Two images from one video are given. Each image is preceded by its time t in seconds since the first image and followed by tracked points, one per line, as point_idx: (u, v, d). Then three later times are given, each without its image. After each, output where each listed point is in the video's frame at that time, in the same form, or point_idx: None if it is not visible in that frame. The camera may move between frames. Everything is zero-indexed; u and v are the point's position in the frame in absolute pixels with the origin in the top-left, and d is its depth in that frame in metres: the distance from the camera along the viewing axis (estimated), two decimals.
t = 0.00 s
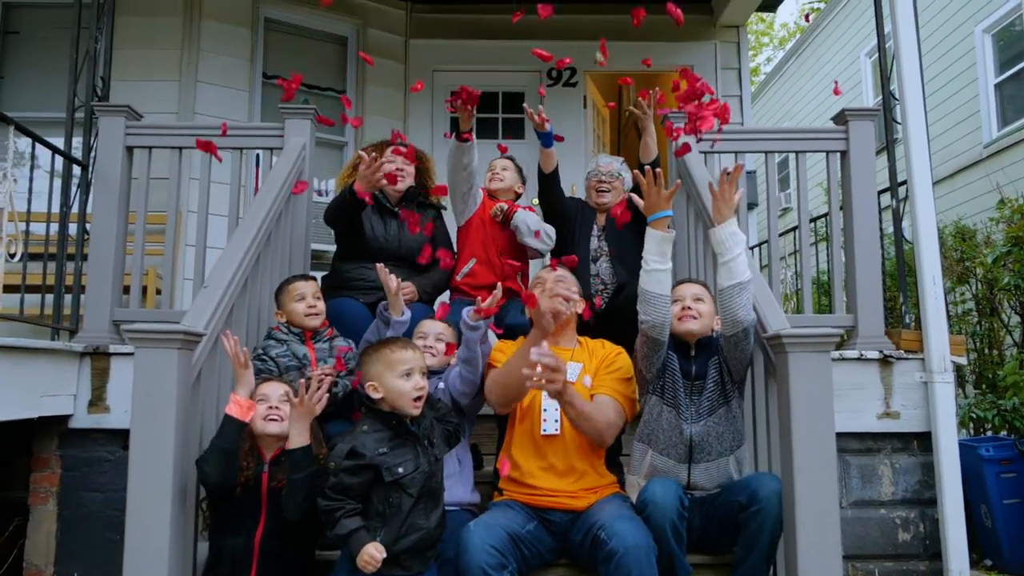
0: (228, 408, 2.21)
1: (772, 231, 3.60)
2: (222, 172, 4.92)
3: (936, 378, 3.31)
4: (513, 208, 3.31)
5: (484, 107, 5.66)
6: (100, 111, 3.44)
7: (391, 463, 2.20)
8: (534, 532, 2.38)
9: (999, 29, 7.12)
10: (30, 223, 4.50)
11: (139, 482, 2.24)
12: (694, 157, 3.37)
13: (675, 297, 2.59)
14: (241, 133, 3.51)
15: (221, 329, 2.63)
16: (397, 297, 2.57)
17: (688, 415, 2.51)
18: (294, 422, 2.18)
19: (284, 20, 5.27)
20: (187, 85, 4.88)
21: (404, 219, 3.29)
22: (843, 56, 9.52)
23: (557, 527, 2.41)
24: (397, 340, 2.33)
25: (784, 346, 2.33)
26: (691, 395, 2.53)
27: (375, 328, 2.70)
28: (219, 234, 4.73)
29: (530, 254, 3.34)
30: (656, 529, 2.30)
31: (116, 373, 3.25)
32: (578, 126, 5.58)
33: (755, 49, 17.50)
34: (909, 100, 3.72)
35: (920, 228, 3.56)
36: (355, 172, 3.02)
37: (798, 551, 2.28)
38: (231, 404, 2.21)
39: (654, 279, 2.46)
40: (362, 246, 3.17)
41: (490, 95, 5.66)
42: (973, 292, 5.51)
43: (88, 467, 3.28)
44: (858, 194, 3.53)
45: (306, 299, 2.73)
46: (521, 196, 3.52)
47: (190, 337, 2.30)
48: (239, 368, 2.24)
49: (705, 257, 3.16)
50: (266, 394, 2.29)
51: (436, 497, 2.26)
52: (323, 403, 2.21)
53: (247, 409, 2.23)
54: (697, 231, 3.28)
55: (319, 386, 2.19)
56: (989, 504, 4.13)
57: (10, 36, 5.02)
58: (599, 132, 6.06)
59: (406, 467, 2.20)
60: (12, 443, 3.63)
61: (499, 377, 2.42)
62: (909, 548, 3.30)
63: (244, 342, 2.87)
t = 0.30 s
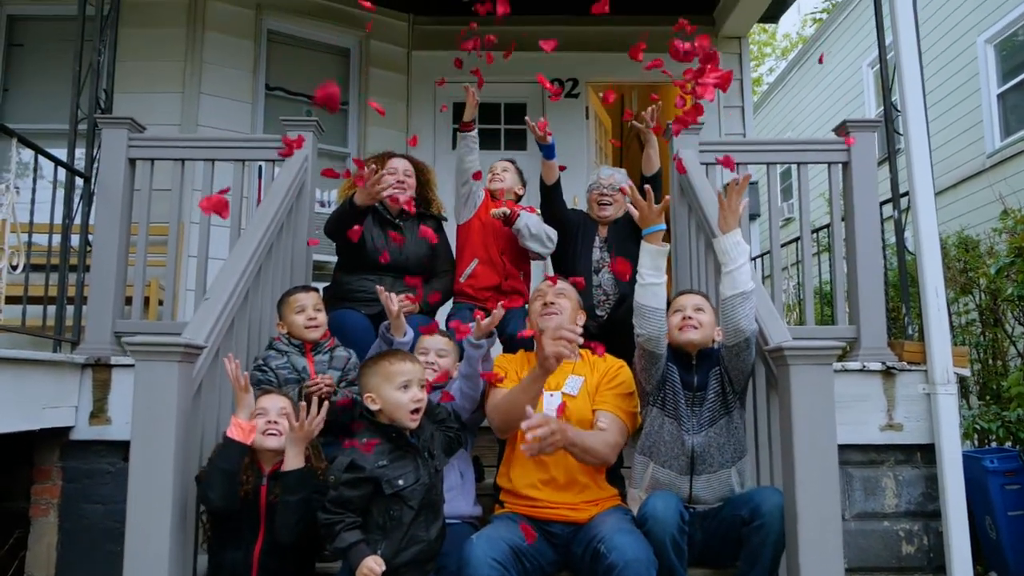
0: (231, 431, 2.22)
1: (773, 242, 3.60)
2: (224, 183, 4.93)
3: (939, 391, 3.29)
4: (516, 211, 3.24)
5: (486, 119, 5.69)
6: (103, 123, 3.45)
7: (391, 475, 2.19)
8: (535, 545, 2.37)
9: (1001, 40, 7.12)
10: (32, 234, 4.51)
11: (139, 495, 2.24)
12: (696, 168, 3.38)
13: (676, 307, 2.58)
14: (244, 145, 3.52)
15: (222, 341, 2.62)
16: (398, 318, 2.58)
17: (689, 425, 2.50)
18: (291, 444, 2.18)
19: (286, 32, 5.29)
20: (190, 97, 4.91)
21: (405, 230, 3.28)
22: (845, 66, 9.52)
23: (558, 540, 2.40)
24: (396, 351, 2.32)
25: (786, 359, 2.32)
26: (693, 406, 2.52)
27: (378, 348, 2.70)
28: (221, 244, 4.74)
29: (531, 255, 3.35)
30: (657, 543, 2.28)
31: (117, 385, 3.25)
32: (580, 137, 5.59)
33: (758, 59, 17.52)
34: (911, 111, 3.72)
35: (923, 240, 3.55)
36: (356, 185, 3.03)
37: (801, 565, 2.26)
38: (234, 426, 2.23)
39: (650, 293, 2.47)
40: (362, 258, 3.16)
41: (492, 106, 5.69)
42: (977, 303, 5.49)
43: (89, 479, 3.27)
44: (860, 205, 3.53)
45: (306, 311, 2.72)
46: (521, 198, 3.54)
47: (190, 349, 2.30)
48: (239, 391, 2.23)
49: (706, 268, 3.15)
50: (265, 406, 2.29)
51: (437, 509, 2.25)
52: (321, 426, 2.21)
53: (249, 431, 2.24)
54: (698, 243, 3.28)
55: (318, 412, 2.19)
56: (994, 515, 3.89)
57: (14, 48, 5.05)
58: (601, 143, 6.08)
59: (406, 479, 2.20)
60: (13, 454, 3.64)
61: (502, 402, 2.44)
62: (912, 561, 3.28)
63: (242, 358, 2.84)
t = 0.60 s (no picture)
0: (231, 457, 2.19)
1: (776, 251, 3.60)
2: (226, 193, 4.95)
3: (942, 401, 3.28)
4: (519, 215, 3.22)
5: (488, 128, 5.70)
6: (106, 134, 3.46)
7: (389, 486, 2.19)
8: (537, 556, 2.36)
9: (1003, 48, 7.11)
10: (35, 244, 4.52)
11: (139, 506, 2.24)
12: (699, 179, 3.37)
13: (676, 316, 2.58)
14: (245, 155, 3.53)
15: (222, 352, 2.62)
16: (399, 339, 2.59)
17: (691, 436, 2.49)
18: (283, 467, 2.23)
19: (289, 42, 5.31)
20: (193, 107, 4.93)
21: (405, 240, 3.26)
22: (848, 75, 9.53)
23: (559, 551, 2.39)
24: (393, 362, 2.32)
25: (787, 369, 2.31)
26: (695, 416, 2.51)
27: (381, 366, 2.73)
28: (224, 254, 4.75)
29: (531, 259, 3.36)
30: (658, 554, 2.27)
31: (118, 395, 3.25)
32: (582, 147, 5.60)
33: (760, 68, 17.55)
34: (912, 121, 3.72)
35: (925, 249, 3.55)
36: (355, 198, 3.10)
37: None
38: (234, 453, 2.20)
39: (645, 317, 2.45)
40: (363, 269, 3.16)
41: (494, 115, 5.70)
42: (980, 312, 5.48)
43: (90, 490, 3.27)
44: (863, 215, 3.53)
45: (306, 321, 2.70)
46: (521, 198, 3.60)
47: (190, 361, 2.30)
48: (239, 419, 2.17)
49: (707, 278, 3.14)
50: (265, 417, 2.28)
51: (436, 520, 2.24)
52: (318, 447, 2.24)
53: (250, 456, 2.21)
54: (699, 253, 3.28)
55: (311, 435, 2.20)
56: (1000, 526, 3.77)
57: (18, 58, 5.07)
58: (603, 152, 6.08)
59: (405, 490, 2.19)
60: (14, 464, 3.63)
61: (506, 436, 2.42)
62: (916, 571, 3.26)
63: (243, 367, 2.83)
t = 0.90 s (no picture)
0: (231, 485, 2.20)
1: (777, 260, 3.59)
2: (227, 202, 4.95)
3: (945, 411, 3.26)
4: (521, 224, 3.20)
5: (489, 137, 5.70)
6: (107, 144, 3.47)
7: (384, 497, 2.17)
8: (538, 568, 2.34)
9: (1004, 56, 7.11)
10: (35, 253, 4.53)
11: (137, 518, 2.23)
12: (699, 189, 3.37)
13: (675, 326, 2.57)
14: (246, 165, 3.53)
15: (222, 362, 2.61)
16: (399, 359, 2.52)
17: (692, 447, 2.48)
18: (274, 492, 2.20)
19: (291, 52, 5.33)
20: (194, 116, 4.94)
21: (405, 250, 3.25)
22: (849, 83, 9.53)
23: (559, 563, 2.38)
24: (391, 373, 2.32)
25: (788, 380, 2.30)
26: (695, 429, 2.50)
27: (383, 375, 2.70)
28: (224, 263, 4.75)
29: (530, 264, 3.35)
30: (658, 566, 2.26)
31: (118, 405, 3.25)
32: (584, 156, 5.60)
33: (761, 76, 17.59)
34: (912, 130, 3.72)
35: (926, 257, 3.54)
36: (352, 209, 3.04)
37: None
38: (233, 482, 2.21)
39: (640, 345, 2.47)
40: (363, 280, 3.16)
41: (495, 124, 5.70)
42: (983, 320, 5.47)
43: (90, 500, 3.26)
44: (863, 224, 3.53)
45: (304, 326, 2.72)
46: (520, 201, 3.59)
47: (189, 372, 2.29)
48: (238, 449, 2.20)
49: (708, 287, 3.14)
50: (261, 432, 2.27)
51: (434, 532, 2.23)
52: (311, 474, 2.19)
53: (250, 484, 2.22)
54: (699, 262, 3.27)
55: (303, 462, 2.15)
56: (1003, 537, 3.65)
57: (21, 68, 5.10)
58: (604, 161, 6.09)
59: (400, 501, 2.18)
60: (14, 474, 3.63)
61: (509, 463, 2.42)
62: None
63: (243, 375, 2.84)
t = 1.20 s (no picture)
0: (231, 515, 2.17)
1: (777, 269, 3.58)
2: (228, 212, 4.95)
3: (947, 421, 3.25)
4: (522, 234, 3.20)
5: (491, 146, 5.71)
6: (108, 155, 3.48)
7: (378, 509, 2.18)
8: None
9: (1005, 64, 7.11)
10: (36, 263, 4.53)
11: (135, 530, 2.22)
12: (700, 199, 3.36)
13: (676, 336, 2.56)
14: (247, 175, 3.53)
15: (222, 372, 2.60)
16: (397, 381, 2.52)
17: (693, 460, 2.46)
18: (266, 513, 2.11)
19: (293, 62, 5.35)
20: (196, 126, 4.96)
21: (405, 260, 3.24)
22: (851, 91, 9.54)
23: None
24: (388, 385, 2.29)
25: (789, 391, 2.29)
26: (696, 442, 2.47)
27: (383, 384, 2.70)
28: (225, 272, 4.76)
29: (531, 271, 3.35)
30: None
31: (118, 416, 3.24)
32: (585, 165, 5.61)
33: (763, 84, 17.63)
34: (913, 139, 3.71)
35: (928, 267, 3.52)
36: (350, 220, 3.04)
37: None
38: (232, 512, 2.18)
39: (640, 377, 2.42)
40: (364, 291, 3.15)
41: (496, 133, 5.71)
42: (986, 328, 5.46)
43: (90, 511, 3.25)
44: (864, 233, 3.52)
45: (302, 326, 2.73)
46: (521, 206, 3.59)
47: (188, 384, 2.29)
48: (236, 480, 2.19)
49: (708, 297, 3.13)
50: (259, 448, 2.25)
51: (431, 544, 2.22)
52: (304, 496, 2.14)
53: (250, 514, 2.19)
54: (700, 272, 3.26)
55: (294, 485, 2.10)
56: (1008, 545, 3.59)
57: (23, 79, 5.12)
58: (605, 170, 6.09)
59: (395, 513, 2.18)
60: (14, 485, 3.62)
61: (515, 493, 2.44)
62: None
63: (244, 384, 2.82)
